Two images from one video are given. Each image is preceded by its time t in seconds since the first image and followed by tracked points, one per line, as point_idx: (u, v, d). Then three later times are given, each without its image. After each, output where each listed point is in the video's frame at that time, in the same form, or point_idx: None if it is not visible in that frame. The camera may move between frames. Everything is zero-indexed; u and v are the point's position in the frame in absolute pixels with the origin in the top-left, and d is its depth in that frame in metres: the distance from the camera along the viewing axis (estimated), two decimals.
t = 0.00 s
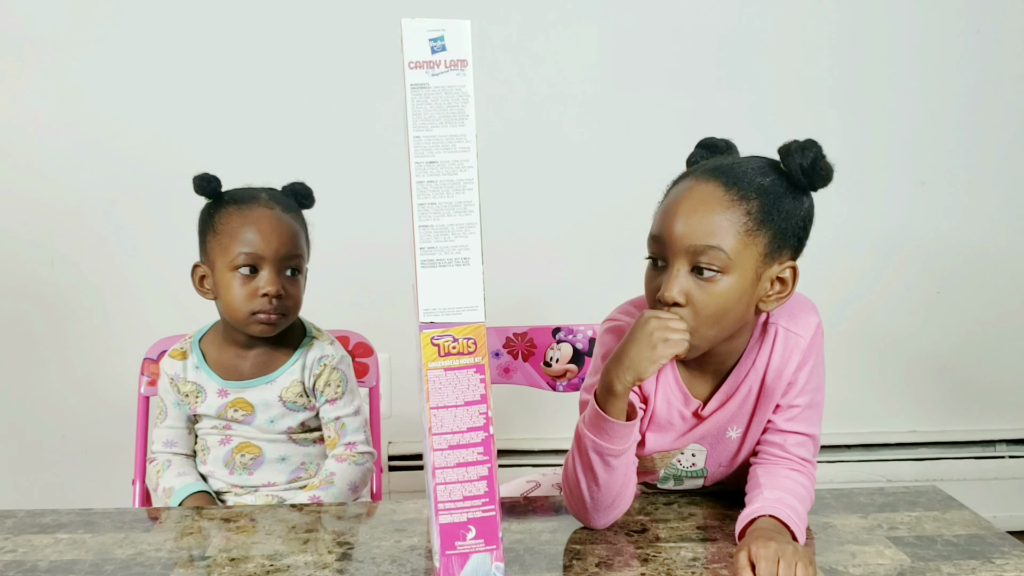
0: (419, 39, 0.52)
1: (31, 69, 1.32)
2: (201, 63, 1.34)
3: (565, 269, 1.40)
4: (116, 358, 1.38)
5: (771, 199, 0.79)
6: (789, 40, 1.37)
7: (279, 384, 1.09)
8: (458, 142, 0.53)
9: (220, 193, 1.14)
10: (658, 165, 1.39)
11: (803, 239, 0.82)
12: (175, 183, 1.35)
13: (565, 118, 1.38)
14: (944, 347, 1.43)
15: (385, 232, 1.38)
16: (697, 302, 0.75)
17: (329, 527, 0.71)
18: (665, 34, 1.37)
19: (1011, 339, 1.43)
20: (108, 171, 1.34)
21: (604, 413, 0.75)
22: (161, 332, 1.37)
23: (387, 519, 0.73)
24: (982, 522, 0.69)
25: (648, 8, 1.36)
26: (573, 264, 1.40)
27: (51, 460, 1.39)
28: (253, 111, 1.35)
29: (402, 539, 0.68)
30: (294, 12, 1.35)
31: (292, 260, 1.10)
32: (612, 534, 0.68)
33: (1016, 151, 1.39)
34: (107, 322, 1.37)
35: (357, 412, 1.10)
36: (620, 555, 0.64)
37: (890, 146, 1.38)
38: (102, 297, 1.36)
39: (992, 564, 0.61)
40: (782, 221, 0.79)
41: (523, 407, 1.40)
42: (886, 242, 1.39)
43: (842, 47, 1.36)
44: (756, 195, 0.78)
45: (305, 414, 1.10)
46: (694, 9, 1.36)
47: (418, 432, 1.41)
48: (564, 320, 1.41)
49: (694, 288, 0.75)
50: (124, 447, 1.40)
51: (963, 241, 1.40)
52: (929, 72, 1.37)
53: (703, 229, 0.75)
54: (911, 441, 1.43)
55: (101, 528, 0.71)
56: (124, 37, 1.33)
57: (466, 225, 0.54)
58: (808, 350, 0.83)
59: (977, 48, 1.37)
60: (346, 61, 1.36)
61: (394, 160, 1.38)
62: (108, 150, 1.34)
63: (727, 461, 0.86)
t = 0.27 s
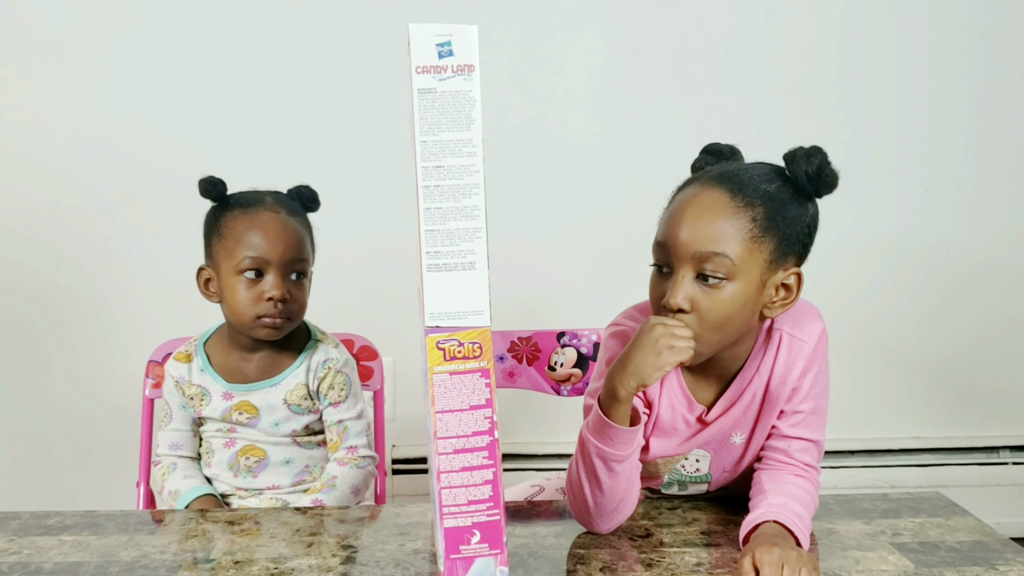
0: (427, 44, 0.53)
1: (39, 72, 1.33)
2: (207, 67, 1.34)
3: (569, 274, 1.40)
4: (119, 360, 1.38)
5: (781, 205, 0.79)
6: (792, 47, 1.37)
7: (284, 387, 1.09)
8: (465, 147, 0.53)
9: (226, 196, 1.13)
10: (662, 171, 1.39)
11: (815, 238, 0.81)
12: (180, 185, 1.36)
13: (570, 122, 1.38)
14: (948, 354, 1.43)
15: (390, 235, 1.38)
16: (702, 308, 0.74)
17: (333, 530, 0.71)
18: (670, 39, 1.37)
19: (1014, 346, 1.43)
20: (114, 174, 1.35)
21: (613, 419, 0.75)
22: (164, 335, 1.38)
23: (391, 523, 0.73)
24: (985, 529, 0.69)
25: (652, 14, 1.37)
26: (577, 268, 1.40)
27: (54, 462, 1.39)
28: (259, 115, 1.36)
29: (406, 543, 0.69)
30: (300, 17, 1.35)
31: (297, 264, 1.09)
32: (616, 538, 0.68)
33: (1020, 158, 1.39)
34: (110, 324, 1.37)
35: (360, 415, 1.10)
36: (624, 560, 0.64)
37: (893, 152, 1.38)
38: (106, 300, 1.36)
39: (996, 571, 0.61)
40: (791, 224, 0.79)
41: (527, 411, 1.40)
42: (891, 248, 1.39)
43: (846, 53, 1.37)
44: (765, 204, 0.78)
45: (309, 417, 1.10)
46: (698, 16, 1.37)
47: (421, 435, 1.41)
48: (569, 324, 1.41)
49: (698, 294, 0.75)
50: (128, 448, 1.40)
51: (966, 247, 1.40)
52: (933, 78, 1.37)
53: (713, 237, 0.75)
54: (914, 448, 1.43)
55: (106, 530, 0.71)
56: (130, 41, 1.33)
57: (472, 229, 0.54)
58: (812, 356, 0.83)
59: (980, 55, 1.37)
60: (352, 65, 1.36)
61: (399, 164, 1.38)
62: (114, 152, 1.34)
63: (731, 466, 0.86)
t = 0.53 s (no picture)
0: (434, 48, 0.53)
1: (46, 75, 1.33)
2: (214, 69, 1.35)
3: (574, 277, 1.40)
4: (123, 362, 1.38)
5: (794, 211, 0.83)
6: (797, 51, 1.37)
7: (288, 390, 1.09)
8: (471, 151, 0.53)
9: (233, 198, 1.14)
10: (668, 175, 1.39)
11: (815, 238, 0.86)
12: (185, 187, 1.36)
13: (575, 126, 1.38)
14: (953, 358, 1.42)
15: (395, 238, 1.38)
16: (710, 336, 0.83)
17: (337, 533, 0.71)
18: (675, 43, 1.38)
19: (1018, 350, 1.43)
20: (120, 175, 1.35)
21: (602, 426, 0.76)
22: (168, 337, 1.38)
23: (396, 526, 0.73)
24: (990, 535, 0.69)
25: (657, 18, 1.38)
26: (582, 271, 1.40)
27: (58, 463, 1.39)
28: (265, 117, 1.36)
29: (410, 546, 0.69)
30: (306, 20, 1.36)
31: (302, 266, 1.10)
32: (620, 542, 0.68)
33: None
34: (114, 326, 1.37)
35: (364, 418, 1.10)
36: (627, 564, 0.64)
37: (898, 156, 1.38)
38: (110, 301, 1.37)
39: None
40: (806, 225, 0.85)
41: (531, 414, 1.40)
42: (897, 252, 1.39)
43: (850, 57, 1.37)
44: (786, 219, 0.83)
45: (313, 419, 1.10)
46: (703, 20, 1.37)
47: (425, 438, 1.41)
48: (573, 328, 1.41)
49: (730, 327, 0.82)
50: (132, 450, 1.40)
51: (971, 252, 1.40)
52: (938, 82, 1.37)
53: (736, 269, 0.81)
54: (918, 452, 1.43)
55: (111, 532, 0.71)
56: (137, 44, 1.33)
57: (478, 234, 0.54)
58: (820, 360, 0.85)
59: (984, 60, 1.37)
60: (357, 69, 1.37)
61: (405, 167, 1.38)
62: (120, 154, 1.35)
63: (737, 469, 0.87)
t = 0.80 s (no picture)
0: (434, 51, 0.53)
1: (46, 74, 1.33)
2: (214, 70, 1.35)
3: (573, 279, 1.40)
4: (122, 362, 1.38)
5: (830, 315, 0.75)
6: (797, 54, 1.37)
7: (285, 391, 1.09)
8: (471, 152, 0.54)
9: (233, 198, 1.13)
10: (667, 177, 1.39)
11: (851, 301, 0.79)
12: (185, 188, 1.36)
13: (575, 128, 1.38)
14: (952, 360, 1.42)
15: (395, 239, 1.38)
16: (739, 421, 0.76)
17: (335, 535, 0.71)
18: (675, 45, 1.38)
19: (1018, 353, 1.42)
20: (120, 176, 1.35)
21: (634, 484, 0.69)
22: (167, 337, 1.38)
23: (394, 528, 0.73)
24: (987, 537, 0.69)
25: (657, 20, 1.38)
26: (581, 273, 1.40)
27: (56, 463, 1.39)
28: (265, 118, 1.36)
29: (409, 548, 0.69)
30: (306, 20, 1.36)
31: (302, 266, 1.08)
32: (620, 545, 0.69)
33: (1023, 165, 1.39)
34: (113, 326, 1.37)
35: (361, 419, 1.11)
36: (625, 566, 0.64)
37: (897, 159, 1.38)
38: (109, 302, 1.37)
39: None
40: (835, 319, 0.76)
41: (531, 415, 1.40)
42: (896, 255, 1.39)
43: (850, 60, 1.37)
44: (823, 322, 0.74)
45: (311, 420, 1.10)
46: (703, 23, 1.37)
47: (424, 439, 1.41)
48: (573, 329, 1.41)
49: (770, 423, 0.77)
50: (130, 450, 1.40)
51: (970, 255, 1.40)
52: (937, 85, 1.37)
53: (772, 378, 0.74)
54: (917, 455, 1.43)
55: (109, 533, 0.71)
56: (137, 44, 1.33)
57: (478, 235, 0.54)
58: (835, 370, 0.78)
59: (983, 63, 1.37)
60: (357, 70, 1.37)
61: (405, 168, 1.38)
62: (120, 154, 1.35)
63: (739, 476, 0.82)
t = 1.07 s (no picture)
0: (432, 49, 0.53)
1: (45, 73, 1.33)
2: (213, 69, 1.35)
3: (572, 278, 1.40)
4: (120, 361, 1.38)
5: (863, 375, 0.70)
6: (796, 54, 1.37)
7: (282, 390, 1.09)
8: (469, 151, 0.54)
9: (233, 197, 1.13)
10: (666, 177, 1.39)
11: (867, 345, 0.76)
12: (185, 187, 1.36)
13: (573, 128, 1.39)
14: (951, 361, 1.42)
15: (393, 239, 1.38)
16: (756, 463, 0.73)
17: (332, 534, 0.71)
18: (674, 46, 1.38)
19: (1017, 354, 1.42)
20: (119, 174, 1.35)
21: (646, 514, 0.68)
22: (166, 335, 1.38)
23: (392, 527, 0.73)
24: (984, 537, 0.69)
25: (656, 20, 1.38)
26: (580, 273, 1.40)
27: (54, 462, 1.39)
28: (265, 120, 1.36)
29: (406, 547, 0.69)
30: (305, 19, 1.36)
31: (301, 264, 1.09)
32: (618, 544, 0.69)
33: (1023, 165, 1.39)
34: (112, 325, 1.37)
35: (359, 418, 1.10)
36: (623, 565, 0.65)
37: (896, 160, 1.38)
38: (108, 300, 1.37)
39: None
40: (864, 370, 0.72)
41: (528, 415, 1.40)
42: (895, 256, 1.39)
43: (849, 62, 1.37)
44: (854, 384, 0.70)
45: (307, 419, 1.10)
46: (702, 22, 1.37)
47: (422, 439, 1.41)
48: (572, 329, 1.40)
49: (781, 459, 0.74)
50: (129, 450, 1.40)
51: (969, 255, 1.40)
52: (936, 86, 1.37)
53: (799, 434, 0.69)
54: (915, 455, 1.43)
55: (107, 531, 0.71)
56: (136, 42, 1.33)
57: (476, 234, 0.54)
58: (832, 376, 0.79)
59: (983, 63, 1.37)
60: (356, 69, 1.37)
61: (404, 168, 1.38)
62: (119, 154, 1.35)
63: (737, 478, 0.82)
